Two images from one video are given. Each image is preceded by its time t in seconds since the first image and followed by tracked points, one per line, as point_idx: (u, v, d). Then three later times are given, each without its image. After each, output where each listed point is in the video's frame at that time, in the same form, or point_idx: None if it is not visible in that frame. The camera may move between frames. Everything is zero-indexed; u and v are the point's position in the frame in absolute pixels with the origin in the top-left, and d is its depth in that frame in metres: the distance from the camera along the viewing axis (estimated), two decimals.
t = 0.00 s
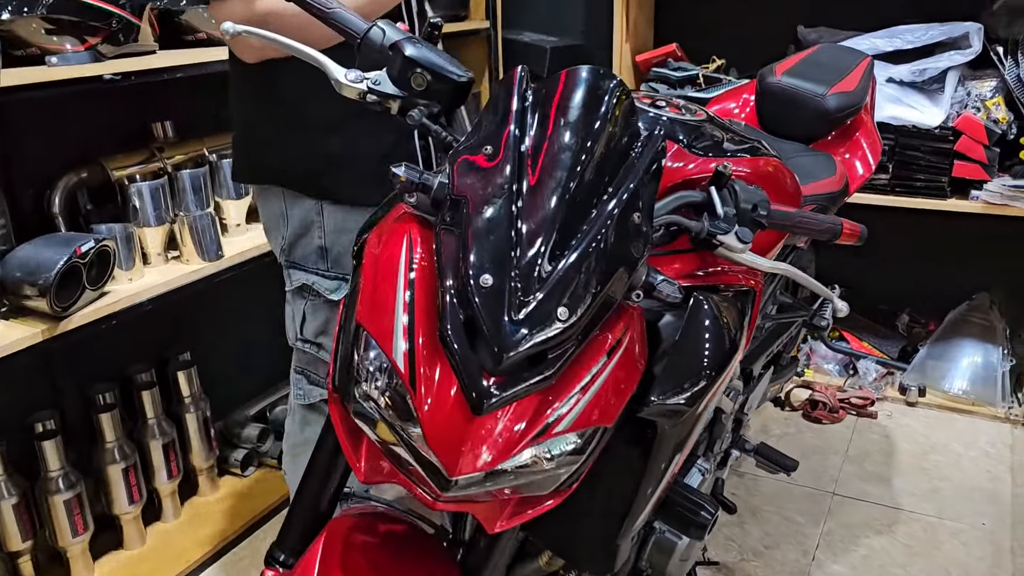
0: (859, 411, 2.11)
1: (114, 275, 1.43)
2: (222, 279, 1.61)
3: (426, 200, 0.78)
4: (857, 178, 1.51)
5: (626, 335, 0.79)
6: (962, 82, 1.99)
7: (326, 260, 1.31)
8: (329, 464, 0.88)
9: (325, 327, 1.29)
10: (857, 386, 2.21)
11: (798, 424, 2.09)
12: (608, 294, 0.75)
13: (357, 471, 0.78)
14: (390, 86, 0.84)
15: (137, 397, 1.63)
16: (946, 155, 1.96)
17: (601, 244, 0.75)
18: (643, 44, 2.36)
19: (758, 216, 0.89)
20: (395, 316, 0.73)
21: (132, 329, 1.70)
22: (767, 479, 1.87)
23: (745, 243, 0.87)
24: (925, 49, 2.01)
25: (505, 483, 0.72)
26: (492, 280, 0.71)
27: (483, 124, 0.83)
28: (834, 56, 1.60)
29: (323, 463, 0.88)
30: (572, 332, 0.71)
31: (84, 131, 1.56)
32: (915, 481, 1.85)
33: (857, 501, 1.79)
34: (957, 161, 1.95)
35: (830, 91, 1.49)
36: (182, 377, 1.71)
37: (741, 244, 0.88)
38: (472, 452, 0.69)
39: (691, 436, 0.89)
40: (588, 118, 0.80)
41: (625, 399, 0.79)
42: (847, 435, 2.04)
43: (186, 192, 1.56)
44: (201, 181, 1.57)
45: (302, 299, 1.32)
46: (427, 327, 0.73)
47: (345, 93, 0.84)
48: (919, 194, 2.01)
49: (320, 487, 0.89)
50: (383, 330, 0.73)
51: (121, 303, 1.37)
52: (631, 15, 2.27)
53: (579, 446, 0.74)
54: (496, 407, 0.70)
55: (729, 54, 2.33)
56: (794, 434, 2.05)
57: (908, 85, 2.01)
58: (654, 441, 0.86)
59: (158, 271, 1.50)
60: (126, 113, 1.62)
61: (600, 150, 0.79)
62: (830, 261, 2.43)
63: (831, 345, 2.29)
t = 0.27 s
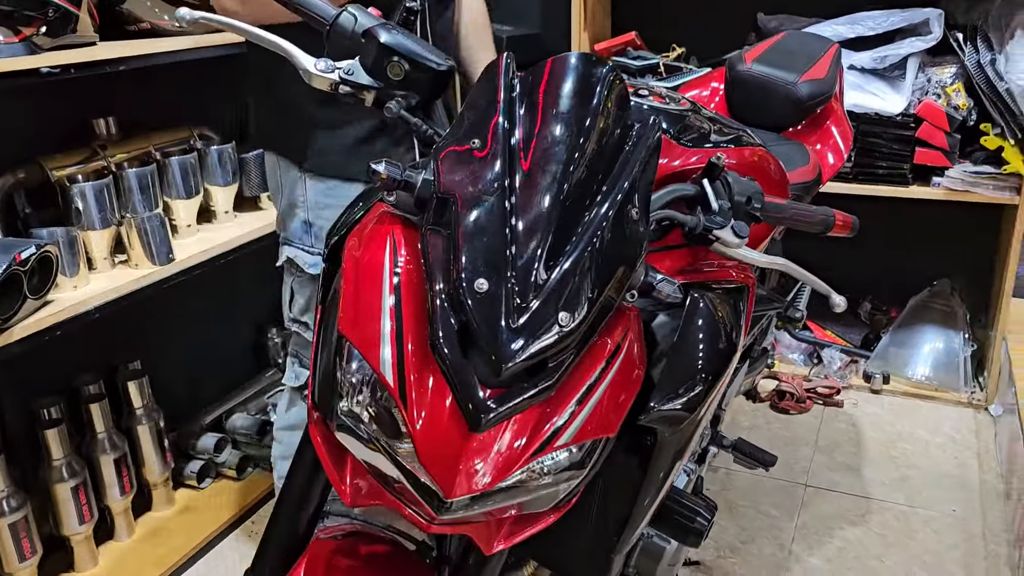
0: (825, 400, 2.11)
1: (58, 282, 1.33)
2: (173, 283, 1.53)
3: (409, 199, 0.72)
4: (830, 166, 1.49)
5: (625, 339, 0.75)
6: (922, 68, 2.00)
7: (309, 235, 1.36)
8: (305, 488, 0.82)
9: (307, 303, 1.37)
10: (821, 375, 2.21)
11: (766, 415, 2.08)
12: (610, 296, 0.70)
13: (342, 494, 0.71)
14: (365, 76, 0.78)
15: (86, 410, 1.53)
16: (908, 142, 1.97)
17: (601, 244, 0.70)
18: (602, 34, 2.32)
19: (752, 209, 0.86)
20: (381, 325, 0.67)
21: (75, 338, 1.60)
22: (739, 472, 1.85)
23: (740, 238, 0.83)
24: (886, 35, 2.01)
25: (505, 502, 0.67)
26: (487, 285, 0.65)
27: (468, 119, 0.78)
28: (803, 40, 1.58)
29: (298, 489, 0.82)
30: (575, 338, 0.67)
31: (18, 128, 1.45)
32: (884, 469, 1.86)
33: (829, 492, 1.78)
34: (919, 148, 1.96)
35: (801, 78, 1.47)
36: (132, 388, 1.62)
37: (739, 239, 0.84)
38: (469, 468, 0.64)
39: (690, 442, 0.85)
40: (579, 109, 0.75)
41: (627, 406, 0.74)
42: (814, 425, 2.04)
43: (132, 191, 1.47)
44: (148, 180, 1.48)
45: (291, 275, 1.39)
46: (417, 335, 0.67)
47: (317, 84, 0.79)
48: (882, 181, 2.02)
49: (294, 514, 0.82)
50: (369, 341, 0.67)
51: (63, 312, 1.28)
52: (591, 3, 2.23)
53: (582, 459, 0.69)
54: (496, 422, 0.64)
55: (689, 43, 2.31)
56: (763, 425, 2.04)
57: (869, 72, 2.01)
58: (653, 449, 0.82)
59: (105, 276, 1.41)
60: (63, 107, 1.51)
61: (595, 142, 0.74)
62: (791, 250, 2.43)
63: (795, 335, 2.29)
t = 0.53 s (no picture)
0: (800, 387, 2.13)
1: (23, 290, 1.25)
2: (143, 287, 1.45)
3: (433, 191, 0.69)
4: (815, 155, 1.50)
5: (660, 333, 0.72)
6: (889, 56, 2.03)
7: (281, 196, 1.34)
8: (324, 492, 0.77)
9: (282, 265, 1.36)
10: (794, 361, 2.23)
11: (744, 403, 2.09)
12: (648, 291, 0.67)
13: (373, 507, 0.67)
14: (376, 63, 0.73)
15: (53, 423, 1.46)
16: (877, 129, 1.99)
17: (639, 231, 0.67)
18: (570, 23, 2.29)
19: (771, 196, 0.84)
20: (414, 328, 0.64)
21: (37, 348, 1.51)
22: (723, 461, 1.85)
23: (762, 226, 0.82)
24: (854, 24, 2.04)
25: (547, 509, 0.64)
26: (527, 281, 0.62)
27: (489, 105, 0.74)
28: (783, 28, 1.57)
29: (320, 486, 0.77)
30: (617, 335, 0.64)
31: None
32: (863, 454, 1.88)
33: (812, 478, 1.79)
34: (887, 136, 1.99)
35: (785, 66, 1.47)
36: (99, 398, 1.54)
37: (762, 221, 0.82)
38: (514, 477, 0.61)
39: (720, 439, 0.83)
40: (606, 91, 0.72)
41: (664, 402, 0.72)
42: (791, 411, 2.06)
43: (97, 191, 1.38)
44: (113, 179, 1.39)
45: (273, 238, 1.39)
46: (452, 339, 0.64)
47: (324, 72, 0.74)
48: (852, 169, 2.04)
49: (317, 511, 0.77)
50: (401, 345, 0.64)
51: (31, 322, 1.20)
52: None
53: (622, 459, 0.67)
54: (541, 425, 0.61)
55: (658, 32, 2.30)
56: (742, 413, 2.05)
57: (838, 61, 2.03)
58: (683, 446, 0.80)
59: (71, 281, 1.34)
60: (19, 104, 1.42)
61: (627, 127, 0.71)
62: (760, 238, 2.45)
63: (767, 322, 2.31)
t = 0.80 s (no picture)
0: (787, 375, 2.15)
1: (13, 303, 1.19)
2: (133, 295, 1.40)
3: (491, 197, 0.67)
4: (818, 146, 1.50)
5: (721, 336, 0.71)
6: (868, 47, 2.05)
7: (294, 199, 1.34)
8: (375, 512, 0.75)
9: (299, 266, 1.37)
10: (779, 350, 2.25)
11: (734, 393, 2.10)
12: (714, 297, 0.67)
13: (442, 525, 0.66)
14: (422, 64, 0.70)
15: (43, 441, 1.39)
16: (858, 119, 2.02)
17: (707, 236, 0.66)
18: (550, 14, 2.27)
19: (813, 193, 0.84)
20: (486, 341, 0.63)
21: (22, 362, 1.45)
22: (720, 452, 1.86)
23: (808, 224, 0.83)
24: (833, 14, 2.05)
25: (622, 522, 0.63)
26: (605, 290, 0.61)
27: (541, 108, 0.71)
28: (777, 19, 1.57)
29: (373, 499, 0.75)
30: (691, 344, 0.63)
31: None
32: (855, 440, 1.91)
33: (809, 466, 1.81)
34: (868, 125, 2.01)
35: (783, 58, 1.46)
36: (88, 413, 1.48)
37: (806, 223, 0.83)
38: (596, 488, 0.60)
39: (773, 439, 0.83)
40: (661, 93, 0.69)
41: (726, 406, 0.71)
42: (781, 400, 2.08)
43: (82, 197, 1.33)
44: (100, 183, 1.34)
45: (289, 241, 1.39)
46: (526, 351, 0.62)
47: (365, 73, 0.71)
48: (834, 159, 2.06)
49: (369, 529, 0.76)
50: (473, 359, 0.62)
51: (25, 338, 1.14)
52: None
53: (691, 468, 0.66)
54: (623, 439, 0.60)
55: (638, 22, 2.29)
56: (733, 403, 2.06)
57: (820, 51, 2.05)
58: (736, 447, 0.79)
59: (61, 292, 1.28)
60: None
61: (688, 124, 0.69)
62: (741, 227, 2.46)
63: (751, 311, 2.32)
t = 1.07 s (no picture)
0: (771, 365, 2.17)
1: None
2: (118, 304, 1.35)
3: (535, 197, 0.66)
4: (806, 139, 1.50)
5: (761, 336, 0.71)
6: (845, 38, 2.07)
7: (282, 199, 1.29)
8: (411, 524, 0.73)
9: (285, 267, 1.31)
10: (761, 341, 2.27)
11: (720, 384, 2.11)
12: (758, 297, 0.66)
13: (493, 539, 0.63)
14: (454, 62, 0.68)
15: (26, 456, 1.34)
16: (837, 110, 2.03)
17: (751, 236, 0.65)
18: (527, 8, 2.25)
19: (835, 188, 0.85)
20: (538, 346, 0.61)
21: None
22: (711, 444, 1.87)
23: (834, 220, 0.84)
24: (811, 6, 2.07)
25: (675, 527, 0.62)
26: (661, 293, 0.60)
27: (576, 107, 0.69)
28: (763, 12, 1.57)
29: (409, 511, 0.73)
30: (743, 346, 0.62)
31: None
32: (841, 428, 1.93)
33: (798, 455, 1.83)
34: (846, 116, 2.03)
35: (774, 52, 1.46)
36: (73, 425, 1.42)
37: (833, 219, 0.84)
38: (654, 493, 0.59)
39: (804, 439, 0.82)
40: (702, 91, 0.68)
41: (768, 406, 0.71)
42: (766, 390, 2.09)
43: (64, 202, 1.28)
44: (82, 188, 1.29)
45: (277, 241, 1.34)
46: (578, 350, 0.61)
47: (394, 73, 0.69)
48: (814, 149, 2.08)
49: (405, 542, 0.73)
50: (525, 365, 0.60)
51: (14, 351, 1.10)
52: None
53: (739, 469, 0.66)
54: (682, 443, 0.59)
55: (616, 16, 2.28)
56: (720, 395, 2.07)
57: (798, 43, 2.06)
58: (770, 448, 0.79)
59: (46, 302, 1.23)
60: None
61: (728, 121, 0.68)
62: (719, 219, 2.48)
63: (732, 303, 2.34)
